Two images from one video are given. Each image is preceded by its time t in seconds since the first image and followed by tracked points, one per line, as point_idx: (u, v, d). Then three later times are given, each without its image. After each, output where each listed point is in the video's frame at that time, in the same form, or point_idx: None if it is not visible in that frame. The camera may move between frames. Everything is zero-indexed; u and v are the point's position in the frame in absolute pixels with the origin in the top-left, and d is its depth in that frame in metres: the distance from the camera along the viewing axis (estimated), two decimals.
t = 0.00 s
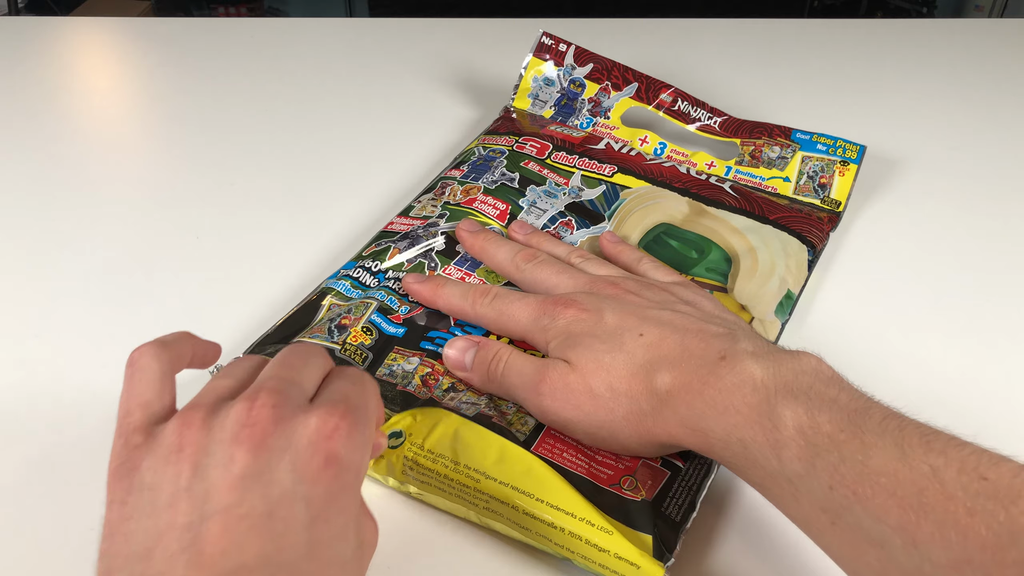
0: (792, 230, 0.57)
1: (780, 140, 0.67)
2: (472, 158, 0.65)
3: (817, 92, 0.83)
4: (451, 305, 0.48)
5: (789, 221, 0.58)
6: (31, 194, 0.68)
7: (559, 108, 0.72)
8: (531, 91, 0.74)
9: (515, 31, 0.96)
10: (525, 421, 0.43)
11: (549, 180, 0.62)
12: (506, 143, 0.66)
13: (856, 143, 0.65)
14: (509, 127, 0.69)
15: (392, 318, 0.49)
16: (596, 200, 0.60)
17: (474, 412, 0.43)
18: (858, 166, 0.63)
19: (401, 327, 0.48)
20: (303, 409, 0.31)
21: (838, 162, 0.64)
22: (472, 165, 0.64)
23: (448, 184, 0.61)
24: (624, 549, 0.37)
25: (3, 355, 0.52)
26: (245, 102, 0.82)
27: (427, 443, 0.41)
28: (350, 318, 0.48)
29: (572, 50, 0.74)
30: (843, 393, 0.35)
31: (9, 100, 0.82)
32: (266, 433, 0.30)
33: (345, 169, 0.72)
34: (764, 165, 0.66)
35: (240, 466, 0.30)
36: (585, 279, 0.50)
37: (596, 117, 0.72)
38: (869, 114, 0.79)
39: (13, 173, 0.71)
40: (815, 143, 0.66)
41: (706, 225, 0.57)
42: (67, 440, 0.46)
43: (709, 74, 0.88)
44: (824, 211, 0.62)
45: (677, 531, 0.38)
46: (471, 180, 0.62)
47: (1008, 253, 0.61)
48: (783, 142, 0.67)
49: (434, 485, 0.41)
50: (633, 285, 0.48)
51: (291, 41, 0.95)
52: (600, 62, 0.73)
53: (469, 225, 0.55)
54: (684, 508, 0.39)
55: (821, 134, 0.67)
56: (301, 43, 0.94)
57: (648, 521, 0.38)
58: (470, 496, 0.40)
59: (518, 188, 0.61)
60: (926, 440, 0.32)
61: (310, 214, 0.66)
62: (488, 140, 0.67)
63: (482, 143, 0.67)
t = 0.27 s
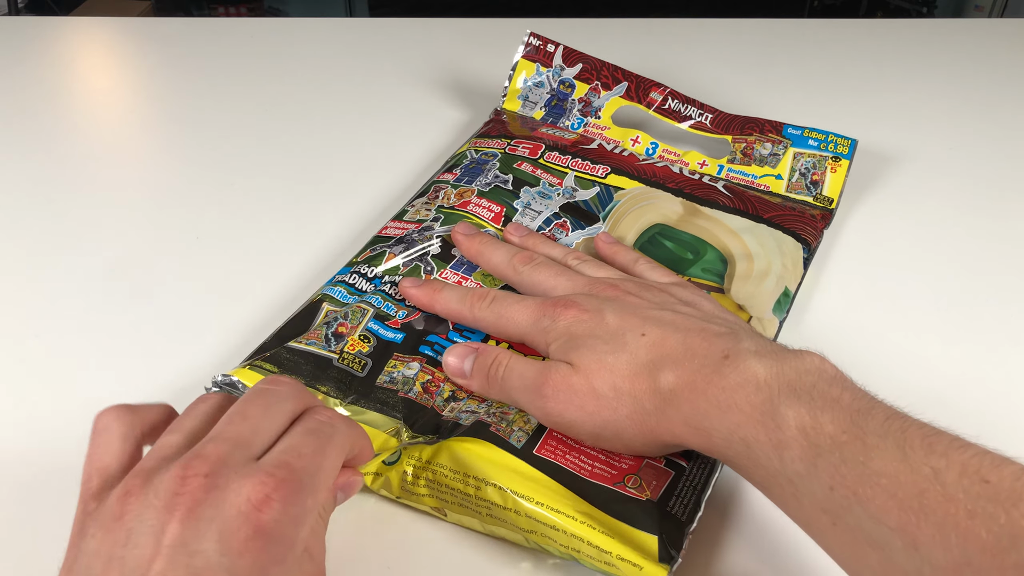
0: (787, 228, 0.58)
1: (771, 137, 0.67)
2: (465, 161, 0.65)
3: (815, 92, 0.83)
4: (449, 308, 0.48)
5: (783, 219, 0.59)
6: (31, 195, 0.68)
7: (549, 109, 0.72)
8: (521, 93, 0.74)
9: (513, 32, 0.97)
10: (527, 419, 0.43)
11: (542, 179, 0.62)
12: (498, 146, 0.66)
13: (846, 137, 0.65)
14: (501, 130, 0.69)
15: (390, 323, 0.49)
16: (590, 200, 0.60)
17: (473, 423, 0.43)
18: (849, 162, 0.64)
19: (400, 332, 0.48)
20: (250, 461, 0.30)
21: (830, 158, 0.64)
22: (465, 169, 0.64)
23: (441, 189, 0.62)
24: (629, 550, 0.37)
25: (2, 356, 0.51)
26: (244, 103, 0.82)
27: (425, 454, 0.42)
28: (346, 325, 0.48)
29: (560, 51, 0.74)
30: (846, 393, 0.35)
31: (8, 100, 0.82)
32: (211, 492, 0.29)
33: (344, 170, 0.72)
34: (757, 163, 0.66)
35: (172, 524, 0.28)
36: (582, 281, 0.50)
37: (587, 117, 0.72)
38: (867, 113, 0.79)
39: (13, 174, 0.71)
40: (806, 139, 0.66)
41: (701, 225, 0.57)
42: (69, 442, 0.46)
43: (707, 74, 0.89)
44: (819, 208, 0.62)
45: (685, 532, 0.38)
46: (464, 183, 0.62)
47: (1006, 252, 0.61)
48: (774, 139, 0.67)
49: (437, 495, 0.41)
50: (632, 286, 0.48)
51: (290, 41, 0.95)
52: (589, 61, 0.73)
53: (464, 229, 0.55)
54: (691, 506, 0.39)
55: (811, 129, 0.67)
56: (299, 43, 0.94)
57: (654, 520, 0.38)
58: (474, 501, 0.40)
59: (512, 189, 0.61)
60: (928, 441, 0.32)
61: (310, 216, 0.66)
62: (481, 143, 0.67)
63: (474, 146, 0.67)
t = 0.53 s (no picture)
0: (787, 229, 0.58)
1: (771, 137, 0.67)
2: (464, 162, 0.65)
3: (816, 92, 0.84)
4: (448, 310, 0.48)
5: (783, 219, 0.59)
6: (31, 195, 0.68)
7: (550, 108, 0.73)
8: (521, 91, 0.74)
9: (513, 32, 0.97)
10: (527, 421, 0.43)
11: (543, 177, 0.62)
12: (498, 146, 0.66)
13: (847, 137, 0.65)
14: (502, 130, 0.69)
15: (390, 325, 0.49)
16: (590, 198, 0.60)
17: (475, 421, 0.43)
18: (849, 162, 0.63)
19: (399, 334, 0.48)
20: (269, 430, 0.30)
21: (829, 158, 0.64)
22: (466, 170, 0.64)
23: (441, 189, 0.62)
24: (628, 552, 0.37)
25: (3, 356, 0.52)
26: (245, 102, 0.83)
27: (430, 447, 0.42)
28: (346, 329, 0.48)
29: (561, 50, 0.73)
30: (844, 397, 0.35)
31: (9, 100, 0.82)
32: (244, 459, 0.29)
33: (344, 170, 0.72)
34: (757, 163, 0.66)
35: (219, 485, 0.28)
36: (581, 282, 0.50)
37: (587, 116, 0.72)
38: (867, 114, 0.79)
39: (14, 174, 0.71)
40: (806, 139, 0.66)
41: (700, 225, 0.58)
42: (69, 442, 0.46)
43: (707, 74, 0.89)
44: (818, 208, 0.62)
45: (683, 534, 0.38)
46: (464, 184, 0.62)
47: (1006, 254, 0.61)
48: (775, 139, 0.67)
49: (438, 491, 0.41)
50: (632, 288, 0.48)
51: (291, 41, 0.95)
52: (590, 60, 0.73)
53: (464, 229, 0.55)
54: (689, 508, 0.39)
55: (812, 129, 0.67)
56: (300, 43, 0.94)
57: (654, 523, 0.38)
58: (474, 500, 0.40)
59: (512, 190, 0.61)
60: (925, 445, 0.32)
61: (310, 216, 0.66)
62: (481, 143, 0.67)
63: (474, 146, 0.67)
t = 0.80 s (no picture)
0: (787, 228, 0.58)
1: (771, 137, 0.67)
2: (464, 162, 0.65)
3: (817, 92, 0.84)
4: (448, 311, 0.48)
5: (783, 219, 0.59)
6: (31, 195, 0.68)
7: (550, 108, 0.73)
8: (521, 91, 0.74)
9: (514, 32, 0.97)
10: (527, 425, 0.43)
11: (543, 178, 0.62)
12: (498, 147, 0.66)
13: (847, 138, 0.65)
14: (501, 130, 0.69)
15: (390, 323, 0.49)
16: (590, 198, 0.61)
17: (478, 420, 0.43)
18: (849, 162, 0.64)
19: (400, 332, 0.48)
20: (251, 366, 0.32)
21: (830, 158, 0.64)
22: (465, 170, 0.64)
23: (441, 190, 0.62)
24: (630, 553, 0.37)
25: (3, 355, 0.52)
26: (245, 102, 0.83)
27: (429, 449, 0.41)
28: (347, 329, 0.48)
29: (562, 50, 0.73)
30: (841, 397, 0.36)
31: (10, 99, 0.82)
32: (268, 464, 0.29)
33: (345, 170, 0.72)
34: (756, 163, 0.66)
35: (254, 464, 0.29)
36: (582, 282, 0.50)
37: (587, 117, 0.72)
38: (867, 114, 0.79)
39: (14, 173, 0.71)
40: (807, 139, 0.66)
41: (700, 223, 0.58)
42: (69, 441, 0.46)
43: (708, 74, 0.89)
44: (818, 208, 0.62)
45: (684, 535, 0.38)
46: (464, 185, 0.62)
47: (1005, 254, 0.61)
48: (775, 139, 0.67)
49: (439, 493, 0.41)
50: (632, 288, 0.48)
51: (292, 41, 0.95)
52: (590, 61, 0.73)
53: (464, 229, 0.55)
54: (689, 509, 0.39)
55: (812, 130, 0.67)
56: (300, 43, 0.94)
57: (655, 524, 0.39)
58: (475, 502, 0.40)
59: (512, 190, 0.61)
60: (922, 444, 0.32)
61: (310, 216, 0.66)
62: (480, 143, 0.67)
63: (474, 146, 0.67)
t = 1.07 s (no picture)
0: (781, 226, 0.58)
1: (762, 136, 0.67)
2: (459, 165, 0.65)
3: (814, 92, 0.84)
4: (447, 312, 0.48)
5: (778, 217, 0.59)
6: (30, 195, 0.68)
7: (541, 112, 0.73)
8: (512, 96, 0.74)
9: (512, 33, 0.97)
10: (526, 426, 0.43)
11: (538, 182, 0.62)
12: (492, 149, 0.66)
13: (839, 135, 0.66)
14: (494, 133, 0.69)
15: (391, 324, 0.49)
16: (586, 200, 0.61)
17: (478, 424, 0.43)
18: (842, 158, 0.64)
19: (400, 333, 0.48)
20: (295, 353, 0.35)
21: (822, 155, 0.64)
22: (460, 172, 0.64)
23: (436, 192, 0.62)
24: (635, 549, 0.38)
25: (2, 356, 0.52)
26: (244, 103, 0.83)
27: (430, 455, 0.42)
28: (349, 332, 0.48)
29: (553, 53, 0.74)
30: (839, 399, 0.36)
31: (8, 100, 0.82)
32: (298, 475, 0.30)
33: (343, 170, 0.72)
34: (749, 162, 0.66)
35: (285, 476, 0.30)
36: (580, 282, 0.50)
37: (579, 120, 0.72)
38: (865, 114, 0.79)
39: (12, 174, 0.71)
40: (798, 138, 0.66)
41: (696, 219, 0.58)
42: (68, 442, 0.46)
43: (706, 74, 0.89)
44: (811, 204, 0.62)
45: (687, 529, 0.39)
46: (460, 186, 0.62)
47: (1002, 253, 0.61)
48: (766, 138, 0.67)
49: (441, 499, 0.41)
50: (631, 289, 0.48)
51: (290, 41, 0.95)
52: (580, 65, 0.73)
53: (461, 230, 0.55)
54: (691, 507, 0.39)
55: (803, 129, 0.67)
56: (299, 43, 0.94)
57: (657, 522, 0.39)
58: (478, 506, 0.40)
59: (508, 193, 0.61)
60: (919, 445, 0.32)
61: (309, 217, 0.66)
62: (473, 146, 0.67)
63: (468, 149, 0.67)
